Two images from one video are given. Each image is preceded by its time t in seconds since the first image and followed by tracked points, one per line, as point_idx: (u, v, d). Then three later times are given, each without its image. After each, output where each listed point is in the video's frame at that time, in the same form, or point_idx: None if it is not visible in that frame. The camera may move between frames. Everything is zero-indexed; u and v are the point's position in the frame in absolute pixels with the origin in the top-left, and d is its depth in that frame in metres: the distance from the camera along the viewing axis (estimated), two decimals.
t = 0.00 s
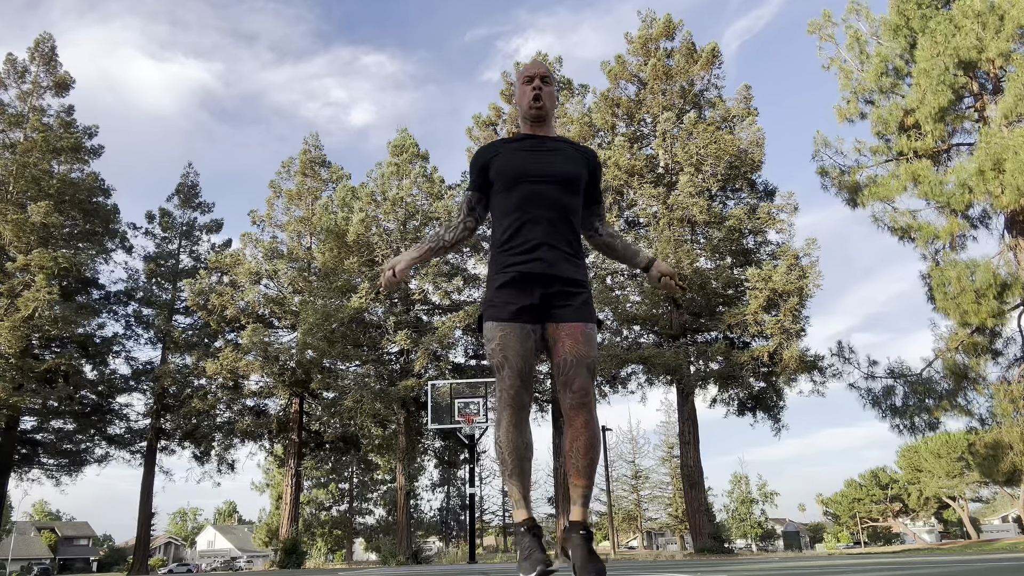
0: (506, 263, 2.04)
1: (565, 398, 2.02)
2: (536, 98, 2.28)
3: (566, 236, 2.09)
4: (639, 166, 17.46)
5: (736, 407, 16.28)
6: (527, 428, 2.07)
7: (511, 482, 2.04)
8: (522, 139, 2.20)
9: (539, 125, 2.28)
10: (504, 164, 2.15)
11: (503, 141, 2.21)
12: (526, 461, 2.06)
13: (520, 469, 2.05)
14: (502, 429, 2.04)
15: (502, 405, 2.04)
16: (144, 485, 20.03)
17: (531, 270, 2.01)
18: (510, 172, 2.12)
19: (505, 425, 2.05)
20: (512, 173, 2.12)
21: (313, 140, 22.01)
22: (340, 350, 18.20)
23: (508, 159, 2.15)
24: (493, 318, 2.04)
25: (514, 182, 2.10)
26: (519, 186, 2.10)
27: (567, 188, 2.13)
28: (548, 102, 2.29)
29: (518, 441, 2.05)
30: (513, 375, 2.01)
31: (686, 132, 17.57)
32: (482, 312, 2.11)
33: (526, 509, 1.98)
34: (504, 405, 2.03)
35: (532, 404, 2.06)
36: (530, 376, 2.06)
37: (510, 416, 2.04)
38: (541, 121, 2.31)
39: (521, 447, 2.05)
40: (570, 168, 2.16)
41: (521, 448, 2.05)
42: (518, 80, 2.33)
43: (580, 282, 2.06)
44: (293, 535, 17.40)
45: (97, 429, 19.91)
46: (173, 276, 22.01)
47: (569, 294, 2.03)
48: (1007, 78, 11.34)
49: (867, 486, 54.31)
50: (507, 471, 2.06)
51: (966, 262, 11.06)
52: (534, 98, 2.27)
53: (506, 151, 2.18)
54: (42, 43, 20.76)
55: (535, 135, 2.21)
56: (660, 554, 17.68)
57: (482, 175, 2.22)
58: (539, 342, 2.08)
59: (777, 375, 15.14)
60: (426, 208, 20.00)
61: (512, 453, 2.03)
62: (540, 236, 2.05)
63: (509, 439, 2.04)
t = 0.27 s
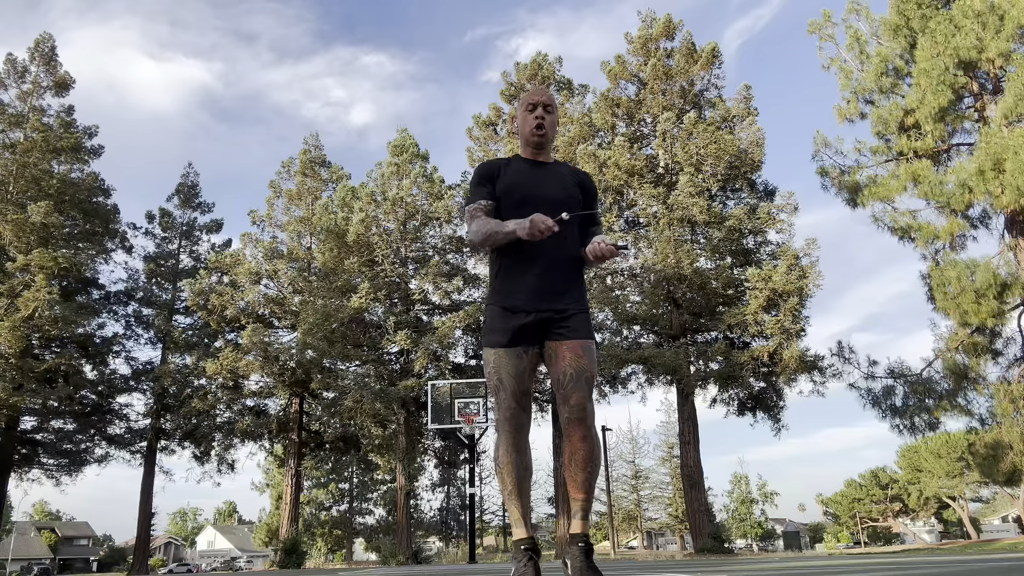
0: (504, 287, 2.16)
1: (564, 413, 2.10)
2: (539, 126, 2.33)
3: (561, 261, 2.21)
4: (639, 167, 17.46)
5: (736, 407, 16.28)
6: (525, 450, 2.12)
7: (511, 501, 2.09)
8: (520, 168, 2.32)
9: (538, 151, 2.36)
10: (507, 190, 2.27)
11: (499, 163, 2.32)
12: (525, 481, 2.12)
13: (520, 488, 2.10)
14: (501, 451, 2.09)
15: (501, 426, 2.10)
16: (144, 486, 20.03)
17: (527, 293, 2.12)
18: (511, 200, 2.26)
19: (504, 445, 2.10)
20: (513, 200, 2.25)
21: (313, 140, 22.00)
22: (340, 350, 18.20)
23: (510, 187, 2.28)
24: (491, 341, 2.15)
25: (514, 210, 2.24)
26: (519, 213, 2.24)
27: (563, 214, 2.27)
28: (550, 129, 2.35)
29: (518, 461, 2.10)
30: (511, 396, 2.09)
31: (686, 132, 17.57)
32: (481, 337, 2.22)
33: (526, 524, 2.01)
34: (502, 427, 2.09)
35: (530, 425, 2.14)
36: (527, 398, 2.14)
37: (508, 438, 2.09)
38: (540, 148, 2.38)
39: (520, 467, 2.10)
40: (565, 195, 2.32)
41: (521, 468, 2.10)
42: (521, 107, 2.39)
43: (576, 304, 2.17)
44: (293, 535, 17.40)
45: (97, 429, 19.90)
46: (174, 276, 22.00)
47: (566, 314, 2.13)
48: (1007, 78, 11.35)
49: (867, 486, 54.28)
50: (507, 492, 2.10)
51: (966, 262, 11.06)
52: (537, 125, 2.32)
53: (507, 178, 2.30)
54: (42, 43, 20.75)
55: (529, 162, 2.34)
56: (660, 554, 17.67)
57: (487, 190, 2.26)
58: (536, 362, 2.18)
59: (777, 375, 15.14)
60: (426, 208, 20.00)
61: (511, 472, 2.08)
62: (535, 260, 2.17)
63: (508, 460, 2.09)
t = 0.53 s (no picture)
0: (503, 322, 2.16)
1: (563, 449, 2.10)
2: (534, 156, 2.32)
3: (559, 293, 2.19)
4: (639, 167, 17.46)
5: (736, 407, 16.29)
6: (521, 481, 2.12)
7: (504, 529, 2.09)
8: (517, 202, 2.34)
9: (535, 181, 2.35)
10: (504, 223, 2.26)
11: (495, 196, 2.37)
12: (518, 511, 2.12)
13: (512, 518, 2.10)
14: (496, 481, 2.09)
15: (498, 456, 2.09)
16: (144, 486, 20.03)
17: (526, 327, 2.12)
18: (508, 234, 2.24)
19: (500, 475, 2.09)
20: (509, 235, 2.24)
21: (313, 140, 22.00)
22: (340, 350, 18.20)
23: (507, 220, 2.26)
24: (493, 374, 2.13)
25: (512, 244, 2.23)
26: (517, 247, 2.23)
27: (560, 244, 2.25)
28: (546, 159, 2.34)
29: (513, 490, 2.10)
30: (510, 429, 2.07)
31: (686, 132, 17.58)
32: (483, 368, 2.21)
33: (517, 556, 2.02)
34: (500, 457, 2.07)
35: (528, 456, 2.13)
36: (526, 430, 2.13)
37: (505, 468, 2.08)
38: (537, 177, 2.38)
39: (515, 497, 2.10)
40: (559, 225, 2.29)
41: (515, 498, 2.10)
42: (519, 137, 2.38)
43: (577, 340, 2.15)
44: (293, 535, 17.39)
45: (97, 429, 19.88)
46: (174, 276, 22.00)
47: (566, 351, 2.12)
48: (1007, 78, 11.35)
49: (867, 486, 54.30)
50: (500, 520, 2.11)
51: (966, 263, 11.05)
52: (534, 157, 2.31)
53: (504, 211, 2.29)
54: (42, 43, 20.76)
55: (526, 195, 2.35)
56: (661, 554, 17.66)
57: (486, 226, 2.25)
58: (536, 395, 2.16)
59: (777, 375, 15.14)
60: (426, 208, 20.01)
61: (505, 502, 2.08)
62: (536, 294, 2.16)
63: (504, 490, 2.09)
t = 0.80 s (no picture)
0: (505, 301, 2.14)
1: (566, 426, 2.09)
2: (532, 140, 2.34)
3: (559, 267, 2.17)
4: (639, 167, 17.45)
5: (736, 407, 16.29)
6: (523, 457, 2.13)
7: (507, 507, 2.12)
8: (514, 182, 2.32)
9: (535, 163, 2.36)
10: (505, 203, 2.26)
11: (493, 183, 2.36)
12: (519, 487, 2.14)
13: (514, 493, 2.13)
14: (499, 459, 2.11)
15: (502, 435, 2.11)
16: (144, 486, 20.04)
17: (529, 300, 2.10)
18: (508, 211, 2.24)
19: (503, 453, 2.11)
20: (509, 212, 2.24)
21: (313, 140, 21.99)
22: (340, 350, 18.19)
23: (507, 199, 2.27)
24: (498, 351, 2.12)
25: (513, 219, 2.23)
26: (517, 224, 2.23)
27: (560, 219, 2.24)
28: (544, 142, 2.35)
29: (514, 467, 2.12)
30: (513, 409, 2.07)
31: (686, 132, 17.58)
32: (488, 347, 2.20)
33: (519, 532, 2.05)
34: (502, 436, 2.09)
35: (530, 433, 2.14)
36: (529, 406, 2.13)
37: (507, 446, 2.10)
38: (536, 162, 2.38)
39: (516, 474, 2.12)
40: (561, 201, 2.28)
41: (517, 475, 2.12)
42: (515, 125, 2.41)
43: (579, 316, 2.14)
44: (293, 535, 17.39)
45: (97, 429, 19.88)
46: (173, 277, 22.00)
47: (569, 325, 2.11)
48: (1007, 78, 11.35)
49: (867, 486, 54.32)
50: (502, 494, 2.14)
51: (966, 263, 11.05)
52: (530, 141, 2.33)
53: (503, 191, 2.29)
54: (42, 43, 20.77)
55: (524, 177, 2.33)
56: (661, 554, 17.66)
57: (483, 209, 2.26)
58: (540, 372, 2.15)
59: (777, 375, 15.14)
60: (426, 208, 20.00)
61: (508, 480, 2.11)
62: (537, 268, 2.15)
63: (506, 468, 2.11)
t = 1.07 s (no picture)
0: (496, 304, 2.16)
1: (559, 421, 2.06)
2: (532, 143, 2.34)
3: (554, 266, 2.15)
4: (639, 167, 17.46)
5: (736, 407, 16.30)
6: (520, 457, 2.13)
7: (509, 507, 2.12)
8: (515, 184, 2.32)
9: (536, 166, 2.36)
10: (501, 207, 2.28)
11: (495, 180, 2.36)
12: (520, 486, 2.14)
13: (514, 493, 2.13)
14: (495, 461, 2.12)
15: (495, 436, 2.12)
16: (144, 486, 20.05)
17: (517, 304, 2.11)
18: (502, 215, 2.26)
19: (496, 454, 2.13)
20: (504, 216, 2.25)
21: (313, 140, 21.99)
22: (340, 350, 18.19)
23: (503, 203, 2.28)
24: (486, 356, 2.16)
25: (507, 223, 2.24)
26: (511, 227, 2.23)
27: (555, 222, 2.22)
28: (545, 145, 2.35)
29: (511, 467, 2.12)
30: (501, 410, 2.09)
31: (686, 132, 17.58)
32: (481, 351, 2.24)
33: (518, 531, 2.04)
34: (494, 438, 2.11)
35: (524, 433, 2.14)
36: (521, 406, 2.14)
37: (501, 447, 2.11)
38: (538, 164, 2.37)
39: (514, 474, 2.12)
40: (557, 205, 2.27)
41: (515, 475, 2.12)
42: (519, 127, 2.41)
43: (572, 316, 2.11)
44: (293, 535, 17.40)
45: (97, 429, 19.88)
46: (173, 277, 22.00)
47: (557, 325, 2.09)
48: (1007, 78, 11.35)
49: (867, 486, 54.34)
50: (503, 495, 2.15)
51: (966, 262, 11.06)
52: (531, 144, 2.33)
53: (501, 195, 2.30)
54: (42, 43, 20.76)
55: (524, 180, 2.34)
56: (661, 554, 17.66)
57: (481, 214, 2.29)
58: (531, 371, 2.15)
59: (777, 375, 15.14)
60: (426, 208, 20.01)
61: (505, 480, 2.10)
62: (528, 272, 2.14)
63: (502, 469, 2.10)
